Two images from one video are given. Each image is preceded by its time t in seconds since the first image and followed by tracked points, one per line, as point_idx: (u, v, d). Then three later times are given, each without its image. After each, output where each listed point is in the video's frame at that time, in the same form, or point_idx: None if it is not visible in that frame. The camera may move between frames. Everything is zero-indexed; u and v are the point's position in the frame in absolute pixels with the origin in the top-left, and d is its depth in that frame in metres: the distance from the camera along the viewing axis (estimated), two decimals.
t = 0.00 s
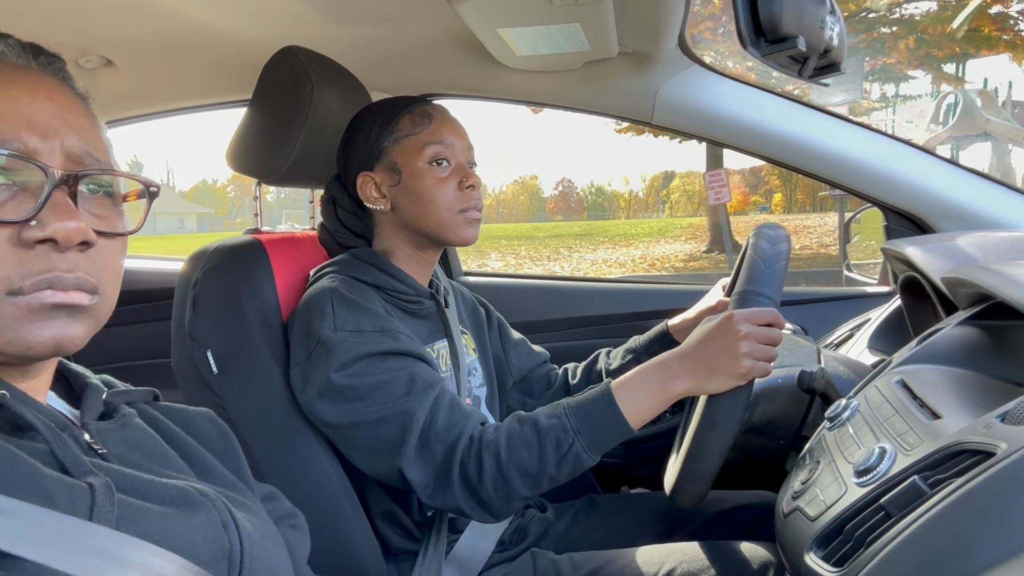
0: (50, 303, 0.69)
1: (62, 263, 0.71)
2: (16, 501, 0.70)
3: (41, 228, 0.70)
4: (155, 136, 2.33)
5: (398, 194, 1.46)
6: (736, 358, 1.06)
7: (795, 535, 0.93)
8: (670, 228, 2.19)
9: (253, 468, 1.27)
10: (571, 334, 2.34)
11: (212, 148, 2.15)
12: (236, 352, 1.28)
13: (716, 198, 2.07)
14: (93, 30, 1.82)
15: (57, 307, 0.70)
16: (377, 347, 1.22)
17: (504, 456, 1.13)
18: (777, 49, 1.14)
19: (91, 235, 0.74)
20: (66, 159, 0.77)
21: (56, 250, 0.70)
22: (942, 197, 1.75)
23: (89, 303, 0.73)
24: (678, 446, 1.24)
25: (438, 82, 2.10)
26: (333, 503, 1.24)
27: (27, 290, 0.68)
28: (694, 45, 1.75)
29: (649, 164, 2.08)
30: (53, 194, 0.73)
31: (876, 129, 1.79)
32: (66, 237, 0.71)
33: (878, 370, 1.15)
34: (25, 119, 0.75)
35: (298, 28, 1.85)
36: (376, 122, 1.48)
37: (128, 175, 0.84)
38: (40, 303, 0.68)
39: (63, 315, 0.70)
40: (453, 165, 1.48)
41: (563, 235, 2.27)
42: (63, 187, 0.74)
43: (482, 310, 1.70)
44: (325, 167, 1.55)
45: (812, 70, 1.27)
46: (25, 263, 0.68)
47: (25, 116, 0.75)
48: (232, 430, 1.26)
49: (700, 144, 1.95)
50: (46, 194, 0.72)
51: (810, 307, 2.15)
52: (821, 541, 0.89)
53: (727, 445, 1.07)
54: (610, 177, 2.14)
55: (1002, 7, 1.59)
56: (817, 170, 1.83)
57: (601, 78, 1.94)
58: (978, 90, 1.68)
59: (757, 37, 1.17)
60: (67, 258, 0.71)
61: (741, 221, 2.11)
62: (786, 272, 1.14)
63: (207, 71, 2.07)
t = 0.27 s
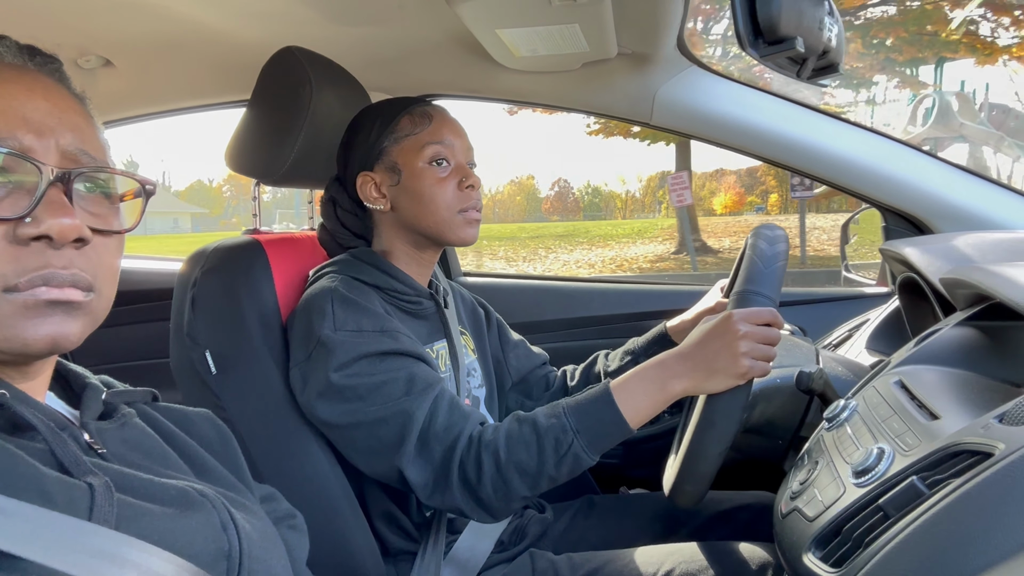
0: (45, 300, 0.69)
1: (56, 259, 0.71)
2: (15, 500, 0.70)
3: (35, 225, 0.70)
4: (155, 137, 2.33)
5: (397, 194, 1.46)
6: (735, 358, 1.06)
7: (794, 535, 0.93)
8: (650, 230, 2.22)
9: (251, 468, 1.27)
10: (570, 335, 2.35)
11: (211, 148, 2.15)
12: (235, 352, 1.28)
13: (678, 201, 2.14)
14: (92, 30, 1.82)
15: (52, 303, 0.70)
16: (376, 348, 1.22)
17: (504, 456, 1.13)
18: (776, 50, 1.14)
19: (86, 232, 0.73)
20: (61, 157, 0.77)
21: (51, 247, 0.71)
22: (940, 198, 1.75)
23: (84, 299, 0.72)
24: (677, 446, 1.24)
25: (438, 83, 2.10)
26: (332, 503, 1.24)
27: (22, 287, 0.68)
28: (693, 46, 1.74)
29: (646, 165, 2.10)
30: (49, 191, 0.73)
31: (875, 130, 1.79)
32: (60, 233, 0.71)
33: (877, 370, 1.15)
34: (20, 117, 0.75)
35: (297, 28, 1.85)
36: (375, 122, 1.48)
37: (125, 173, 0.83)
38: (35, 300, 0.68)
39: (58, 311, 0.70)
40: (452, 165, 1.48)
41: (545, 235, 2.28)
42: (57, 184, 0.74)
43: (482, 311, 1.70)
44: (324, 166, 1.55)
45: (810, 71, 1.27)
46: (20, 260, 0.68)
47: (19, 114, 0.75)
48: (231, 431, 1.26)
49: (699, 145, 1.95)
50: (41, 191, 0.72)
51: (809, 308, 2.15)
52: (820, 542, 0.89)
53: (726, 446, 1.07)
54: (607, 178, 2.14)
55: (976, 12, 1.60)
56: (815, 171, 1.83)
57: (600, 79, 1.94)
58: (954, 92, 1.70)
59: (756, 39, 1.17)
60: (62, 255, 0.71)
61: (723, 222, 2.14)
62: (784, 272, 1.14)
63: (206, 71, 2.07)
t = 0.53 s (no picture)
0: (43, 299, 0.69)
1: (54, 258, 0.71)
2: (18, 498, 0.70)
3: (32, 224, 0.70)
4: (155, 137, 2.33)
5: (398, 194, 1.46)
6: (735, 357, 1.06)
7: (794, 535, 0.94)
8: (631, 230, 2.28)
9: (252, 468, 1.27)
10: (570, 335, 2.35)
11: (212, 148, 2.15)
12: (236, 351, 1.28)
13: (644, 202, 2.19)
14: (92, 29, 1.82)
15: (51, 303, 0.70)
16: (377, 347, 1.22)
17: (505, 456, 1.13)
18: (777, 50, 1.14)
19: (84, 231, 0.73)
20: (58, 156, 0.77)
21: (48, 246, 0.71)
22: (940, 197, 1.75)
23: (82, 298, 0.73)
24: (677, 445, 1.24)
25: (438, 82, 2.10)
26: (332, 503, 1.24)
27: (19, 286, 0.68)
28: (693, 45, 1.74)
29: (643, 166, 2.12)
30: (46, 190, 0.73)
31: (875, 129, 1.79)
32: (57, 233, 0.71)
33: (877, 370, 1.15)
34: (17, 116, 0.75)
35: (297, 28, 1.85)
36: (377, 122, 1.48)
37: (124, 172, 0.83)
38: (32, 299, 0.68)
39: (58, 311, 0.70)
40: (453, 165, 1.48)
41: (529, 234, 2.31)
42: (55, 183, 0.74)
43: (483, 311, 1.70)
44: (325, 166, 1.55)
45: (811, 71, 1.27)
46: (18, 259, 0.68)
47: (16, 113, 0.75)
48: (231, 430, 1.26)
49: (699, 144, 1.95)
50: (38, 190, 0.72)
51: (809, 307, 2.15)
52: (821, 541, 0.89)
53: (726, 445, 1.07)
54: (604, 177, 2.17)
55: (942, 16, 1.67)
56: (816, 171, 1.83)
57: (600, 79, 1.94)
58: (933, 94, 1.75)
59: (757, 38, 1.17)
60: (60, 254, 0.71)
61: (705, 223, 2.20)
62: (785, 271, 1.14)
63: (206, 71, 2.07)
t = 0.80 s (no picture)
0: (34, 295, 0.69)
1: (45, 253, 0.70)
2: (18, 496, 0.70)
3: (23, 219, 0.70)
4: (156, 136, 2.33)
5: (398, 193, 1.46)
6: (736, 356, 1.06)
7: (794, 534, 0.94)
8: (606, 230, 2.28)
9: (252, 467, 1.27)
10: (570, 334, 2.35)
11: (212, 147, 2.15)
12: (236, 350, 1.28)
13: (613, 204, 2.21)
14: (93, 29, 1.82)
15: (43, 298, 0.69)
16: (377, 347, 1.22)
17: (505, 455, 1.13)
18: (777, 49, 1.14)
19: (75, 225, 0.73)
20: (50, 151, 0.77)
21: (39, 242, 0.70)
22: (940, 197, 1.75)
23: (75, 294, 0.72)
24: (678, 445, 1.24)
25: (438, 82, 2.10)
26: (333, 502, 1.24)
27: (11, 282, 0.68)
28: (694, 45, 1.74)
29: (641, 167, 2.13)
30: (38, 185, 0.73)
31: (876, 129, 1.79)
32: (48, 227, 0.71)
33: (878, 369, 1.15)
34: (8, 112, 0.75)
35: (298, 27, 1.85)
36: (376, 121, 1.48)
37: (119, 168, 0.83)
38: (24, 294, 0.68)
39: (50, 307, 0.70)
40: (453, 164, 1.48)
41: (513, 234, 2.32)
42: (46, 178, 0.74)
43: (483, 310, 1.70)
44: (325, 165, 1.55)
45: (811, 70, 1.27)
46: (7, 255, 0.68)
47: (7, 109, 0.75)
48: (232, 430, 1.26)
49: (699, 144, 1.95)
50: (30, 185, 0.72)
51: (809, 307, 2.16)
52: (821, 540, 0.89)
53: (727, 444, 1.07)
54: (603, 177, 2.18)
55: (907, 19, 1.71)
56: (817, 170, 1.83)
57: (600, 78, 1.94)
58: (915, 96, 1.76)
59: (757, 38, 1.17)
60: (51, 249, 0.71)
61: (682, 224, 2.21)
62: (785, 271, 1.14)
63: (207, 70, 2.07)
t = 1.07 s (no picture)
0: (47, 294, 0.69)
1: (56, 253, 0.71)
2: (18, 497, 0.70)
3: (35, 219, 0.70)
4: (156, 135, 2.33)
5: (399, 193, 1.46)
6: (736, 355, 1.06)
7: (794, 534, 0.94)
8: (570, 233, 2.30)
9: (252, 467, 1.27)
10: (570, 334, 2.35)
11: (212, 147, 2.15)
12: (236, 350, 1.28)
13: (584, 206, 2.23)
14: (93, 28, 1.82)
15: (55, 298, 0.70)
16: (377, 347, 1.22)
17: (506, 455, 1.13)
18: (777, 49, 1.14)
19: (86, 226, 0.73)
20: (60, 152, 0.77)
21: (51, 242, 0.70)
22: (940, 196, 1.75)
23: (86, 293, 0.73)
24: (678, 445, 1.24)
25: (439, 81, 2.10)
26: (333, 502, 1.24)
27: (22, 281, 0.68)
28: (694, 44, 1.74)
29: (640, 166, 2.13)
30: (48, 186, 0.73)
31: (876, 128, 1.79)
32: (61, 227, 0.71)
33: (878, 368, 1.15)
34: (18, 114, 0.75)
35: (298, 26, 1.85)
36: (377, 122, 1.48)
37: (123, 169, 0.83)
38: (36, 294, 0.68)
39: (62, 306, 0.70)
40: (453, 164, 1.48)
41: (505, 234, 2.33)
42: (56, 178, 0.74)
43: (483, 309, 1.70)
44: (325, 165, 1.54)
45: (811, 70, 1.27)
46: (19, 254, 0.68)
47: (17, 110, 0.75)
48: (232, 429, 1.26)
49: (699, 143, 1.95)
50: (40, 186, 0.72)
51: (809, 306, 2.16)
52: (821, 540, 0.89)
53: (727, 444, 1.07)
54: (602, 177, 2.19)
55: (874, 23, 1.68)
56: (817, 170, 1.83)
57: (600, 77, 1.94)
58: (896, 100, 1.76)
59: (757, 37, 1.17)
60: (63, 249, 0.71)
61: (664, 225, 2.22)
62: (785, 271, 1.14)
63: (207, 70, 2.07)
